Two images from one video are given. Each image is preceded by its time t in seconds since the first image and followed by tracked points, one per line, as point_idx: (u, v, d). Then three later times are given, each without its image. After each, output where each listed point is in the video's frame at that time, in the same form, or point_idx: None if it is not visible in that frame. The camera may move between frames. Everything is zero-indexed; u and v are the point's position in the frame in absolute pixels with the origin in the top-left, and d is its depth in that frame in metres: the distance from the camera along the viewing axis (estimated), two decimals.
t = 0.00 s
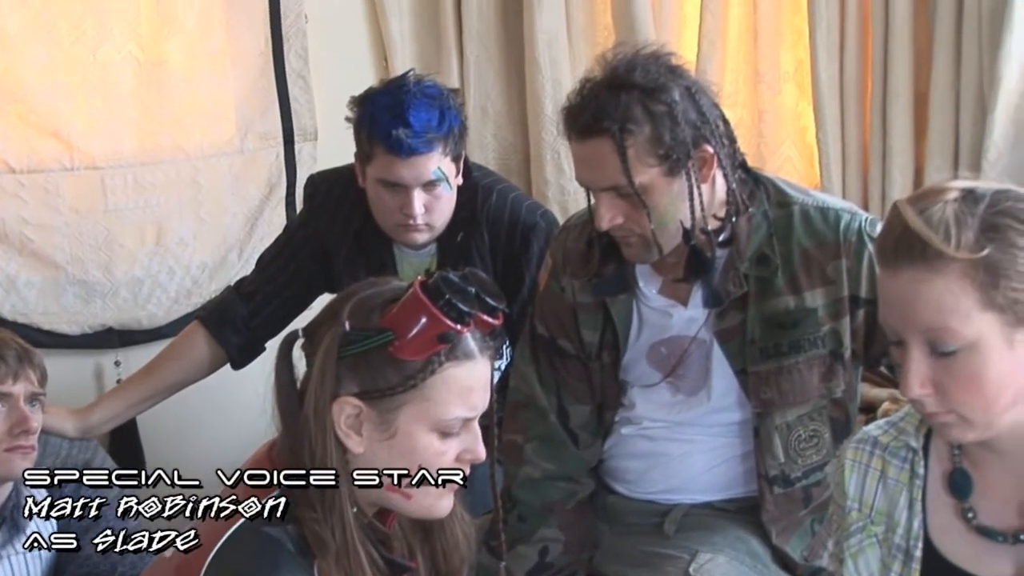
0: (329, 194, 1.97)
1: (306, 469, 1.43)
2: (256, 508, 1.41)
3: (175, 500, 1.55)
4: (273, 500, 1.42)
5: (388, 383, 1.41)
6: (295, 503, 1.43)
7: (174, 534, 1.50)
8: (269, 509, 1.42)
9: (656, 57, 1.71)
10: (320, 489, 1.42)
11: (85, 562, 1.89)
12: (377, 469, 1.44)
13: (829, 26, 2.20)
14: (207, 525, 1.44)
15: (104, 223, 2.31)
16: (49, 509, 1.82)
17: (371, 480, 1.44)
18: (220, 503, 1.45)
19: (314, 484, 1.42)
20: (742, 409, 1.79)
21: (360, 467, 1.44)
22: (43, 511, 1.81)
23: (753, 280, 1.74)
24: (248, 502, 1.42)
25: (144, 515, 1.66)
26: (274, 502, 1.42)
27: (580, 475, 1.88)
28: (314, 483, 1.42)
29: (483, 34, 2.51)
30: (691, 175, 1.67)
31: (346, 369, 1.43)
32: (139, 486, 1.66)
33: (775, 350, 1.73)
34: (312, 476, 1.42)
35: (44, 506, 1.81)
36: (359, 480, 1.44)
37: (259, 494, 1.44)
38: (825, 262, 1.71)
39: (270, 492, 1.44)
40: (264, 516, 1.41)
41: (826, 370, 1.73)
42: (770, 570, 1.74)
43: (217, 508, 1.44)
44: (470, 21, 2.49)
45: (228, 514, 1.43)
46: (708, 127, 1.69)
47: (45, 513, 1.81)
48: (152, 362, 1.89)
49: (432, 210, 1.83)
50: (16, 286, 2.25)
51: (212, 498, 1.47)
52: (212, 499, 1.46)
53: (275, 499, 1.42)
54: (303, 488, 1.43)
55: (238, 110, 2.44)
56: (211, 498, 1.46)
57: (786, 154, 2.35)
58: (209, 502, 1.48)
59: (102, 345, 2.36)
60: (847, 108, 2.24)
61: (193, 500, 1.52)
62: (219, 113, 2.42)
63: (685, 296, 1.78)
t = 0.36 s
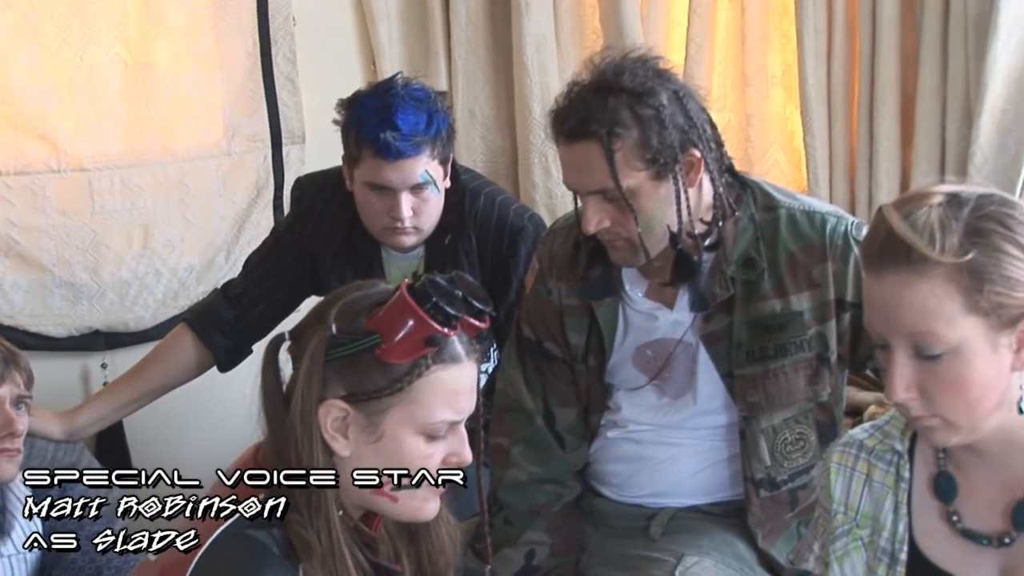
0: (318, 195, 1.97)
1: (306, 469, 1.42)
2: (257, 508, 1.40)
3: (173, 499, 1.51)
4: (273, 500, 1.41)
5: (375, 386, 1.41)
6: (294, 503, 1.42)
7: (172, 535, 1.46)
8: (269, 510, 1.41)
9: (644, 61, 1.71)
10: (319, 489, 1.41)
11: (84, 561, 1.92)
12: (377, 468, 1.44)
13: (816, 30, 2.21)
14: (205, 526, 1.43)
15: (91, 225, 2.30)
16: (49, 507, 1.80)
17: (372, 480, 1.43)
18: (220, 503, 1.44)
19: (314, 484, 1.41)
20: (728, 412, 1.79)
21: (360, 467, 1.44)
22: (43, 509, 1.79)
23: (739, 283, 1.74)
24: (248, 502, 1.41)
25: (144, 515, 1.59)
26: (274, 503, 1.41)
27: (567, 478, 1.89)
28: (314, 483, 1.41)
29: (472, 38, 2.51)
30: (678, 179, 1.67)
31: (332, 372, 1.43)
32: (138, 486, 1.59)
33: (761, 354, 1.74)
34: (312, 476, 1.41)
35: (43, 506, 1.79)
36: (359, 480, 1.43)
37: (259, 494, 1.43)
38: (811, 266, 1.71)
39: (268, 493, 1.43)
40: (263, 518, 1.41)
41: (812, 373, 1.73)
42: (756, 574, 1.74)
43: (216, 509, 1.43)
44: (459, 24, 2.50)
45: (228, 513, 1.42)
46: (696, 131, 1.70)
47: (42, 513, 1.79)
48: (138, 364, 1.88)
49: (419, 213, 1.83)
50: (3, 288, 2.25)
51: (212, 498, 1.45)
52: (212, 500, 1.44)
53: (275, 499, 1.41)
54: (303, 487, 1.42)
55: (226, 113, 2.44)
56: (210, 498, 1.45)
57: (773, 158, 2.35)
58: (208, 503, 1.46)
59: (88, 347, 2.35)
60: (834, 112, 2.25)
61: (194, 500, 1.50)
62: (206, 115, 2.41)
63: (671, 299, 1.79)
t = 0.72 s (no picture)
0: (307, 199, 1.97)
1: (306, 469, 1.41)
2: (256, 509, 1.41)
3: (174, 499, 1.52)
4: (273, 500, 1.41)
5: (364, 393, 1.41)
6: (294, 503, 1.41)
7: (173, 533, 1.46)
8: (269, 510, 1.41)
9: (631, 68, 1.71)
10: (319, 490, 1.41)
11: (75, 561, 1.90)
12: (377, 469, 1.43)
13: (804, 36, 2.21)
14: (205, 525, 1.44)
15: (79, 231, 2.30)
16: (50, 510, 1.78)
17: (372, 480, 1.43)
18: (220, 503, 1.44)
19: (315, 485, 1.41)
20: (716, 417, 1.80)
21: (360, 467, 1.43)
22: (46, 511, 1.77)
23: (726, 289, 1.75)
24: (248, 502, 1.42)
25: (144, 516, 1.57)
26: (274, 503, 1.41)
27: (556, 484, 1.89)
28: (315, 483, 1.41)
29: (460, 44, 2.52)
30: (666, 185, 1.67)
31: (321, 379, 1.43)
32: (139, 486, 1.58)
33: (748, 359, 1.74)
34: (313, 476, 1.40)
35: (43, 506, 1.78)
36: (359, 480, 1.43)
37: (259, 494, 1.43)
38: (798, 271, 1.72)
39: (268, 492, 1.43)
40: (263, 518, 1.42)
41: (800, 378, 1.74)
42: None
43: (216, 508, 1.44)
44: (448, 29, 2.50)
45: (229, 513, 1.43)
46: (683, 137, 1.70)
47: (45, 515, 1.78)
48: (126, 371, 1.88)
49: (407, 218, 1.83)
50: None
51: (211, 497, 1.46)
52: (211, 499, 1.45)
53: (275, 499, 1.41)
54: (303, 489, 1.41)
55: (215, 119, 2.44)
56: (209, 497, 1.46)
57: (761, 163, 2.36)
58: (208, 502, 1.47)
59: (76, 353, 2.35)
60: (822, 118, 2.25)
61: (194, 500, 1.52)
62: (194, 120, 2.41)
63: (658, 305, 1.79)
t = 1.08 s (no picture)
0: (295, 206, 1.98)
1: (306, 469, 1.42)
2: (256, 509, 1.41)
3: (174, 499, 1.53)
4: (272, 500, 1.41)
5: (351, 400, 1.41)
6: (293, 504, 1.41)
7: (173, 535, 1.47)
8: (269, 510, 1.41)
9: (618, 73, 1.72)
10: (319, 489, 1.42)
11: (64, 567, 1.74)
12: (377, 470, 1.43)
13: (791, 39, 2.22)
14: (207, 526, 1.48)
15: (67, 240, 2.30)
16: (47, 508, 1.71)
17: (372, 480, 1.43)
18: (220, 503, 1.45)
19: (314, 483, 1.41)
20: (705, 422, 1.80)
21: (360, 467, 1.43)
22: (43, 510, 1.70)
23: (714, 293, 1.75)
24: (248, 503, 1.42)
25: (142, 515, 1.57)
26: (274, 503, 1.41)
27: (545, 489, 1.89)
28: (315, 482, 1.41)
29: (448, 50, 2.53)
30: (653, 190, 1.68)
31: (308, 387, 1.42)
32: (141, 485, 1.56)
33: (737, 363, 1.74)
34: (313, 476, 1.41)
35: (42, 506, 1.70)
36: (359, 480, 1.43)
37: (260, 494, 1.43)
38: (786, 275, 1.72)
39: (268, 492, 1.42)
40: (263, 518, 1.42)
41: (788, 382, 1.74)
42: None
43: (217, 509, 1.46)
44: (435, 36, 2.51)
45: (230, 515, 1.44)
46: (670, 142, 1.70)
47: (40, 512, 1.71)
48: (113, 380, 1.88)
49: (396, 225, 1.83)
50: None
51: (210, 499, 1.47)
52: (212, 500, 1.46)
53: (275, 499, 1.41)
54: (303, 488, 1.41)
55: (202, 127, 2.44)
56: (208, 499, 1.47)
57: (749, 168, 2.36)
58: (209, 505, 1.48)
59: (64, 362, 2.35)
60: (809, 123, 2.26)
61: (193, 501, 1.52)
62: (182, 128, 2.41)
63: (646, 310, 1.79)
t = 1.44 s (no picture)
0: (280, 211, 1.99)
1: (306, 469, 1.42)
2: (256, 509, 1.41)
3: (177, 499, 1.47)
4: (273, 500, 1.40)
5: (337, 407, 1.41)
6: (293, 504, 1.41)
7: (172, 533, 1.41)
8: (269, 510, 1.41)
9: (603, 78, 1.72)
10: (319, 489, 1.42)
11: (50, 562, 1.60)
12: (377, 471, 1.43)
13: (775, 42, 2.22)
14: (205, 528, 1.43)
15: (52, 247, 2.29)
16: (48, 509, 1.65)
17: (372, 480, 1.43)
18: (220, 503, 1.44)
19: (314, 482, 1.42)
20: (691, 425, 1.80)
21: (355, 467, 1.43)
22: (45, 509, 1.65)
23: (700, 297, 1.75)
24: (248, 502, 1.41)
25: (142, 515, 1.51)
26: (274, 502, 1.40)
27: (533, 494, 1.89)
28: (314, 482, 1.42)
29: (433, 54, 2.53)
30: (638, 195, 1.68)
31: (294, 393, 1.42)
32: (140, 485, 1.57)
33: (723, 366, 1.75)
34: (313, 476, 1.41)
35: (43, 505, 1.65)
36: (359, 480, 1.43)
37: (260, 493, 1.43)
38: (771, 279, 1.73)
39: (269, 492, 1.41)
40: (263, 518, 1.41)
41: (774, 385, 1.74)
42: None
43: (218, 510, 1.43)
44: (420, 41, 2.51)
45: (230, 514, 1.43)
46: (655, 146, 1.70)
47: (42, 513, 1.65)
48: (98, 389, 1.87)
49: (382, 230, 1.83)
50: None
51: (211, 500, 1.44)
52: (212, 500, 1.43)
53: (275, 499, 1.40)
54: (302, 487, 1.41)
55: (187, 133, 2.44)
56: (210, 500, 1.44)
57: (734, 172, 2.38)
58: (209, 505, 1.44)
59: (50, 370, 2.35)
60: (794, 126, 2.27)
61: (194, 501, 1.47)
62: (167, 134, 2.42)
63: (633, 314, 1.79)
